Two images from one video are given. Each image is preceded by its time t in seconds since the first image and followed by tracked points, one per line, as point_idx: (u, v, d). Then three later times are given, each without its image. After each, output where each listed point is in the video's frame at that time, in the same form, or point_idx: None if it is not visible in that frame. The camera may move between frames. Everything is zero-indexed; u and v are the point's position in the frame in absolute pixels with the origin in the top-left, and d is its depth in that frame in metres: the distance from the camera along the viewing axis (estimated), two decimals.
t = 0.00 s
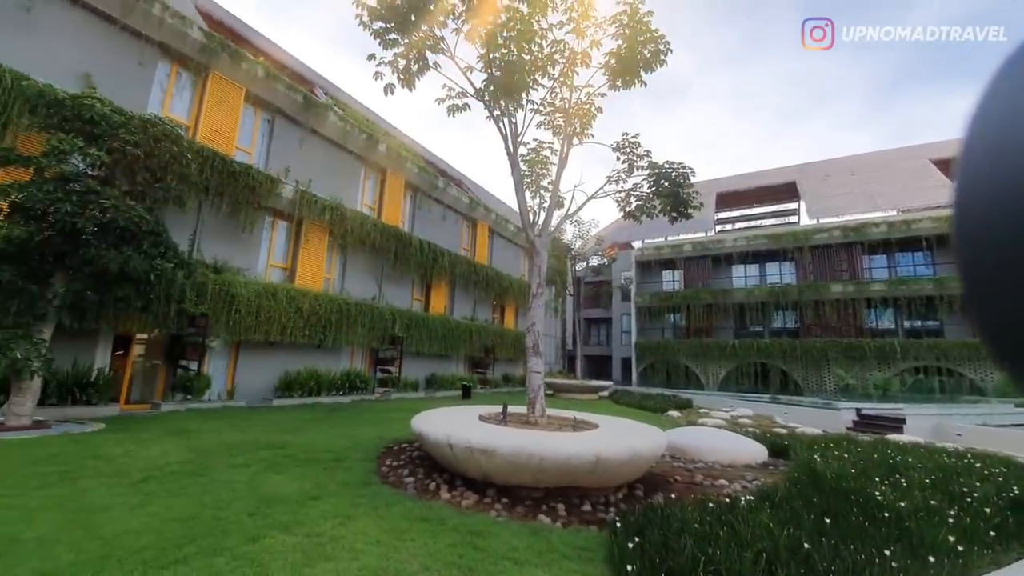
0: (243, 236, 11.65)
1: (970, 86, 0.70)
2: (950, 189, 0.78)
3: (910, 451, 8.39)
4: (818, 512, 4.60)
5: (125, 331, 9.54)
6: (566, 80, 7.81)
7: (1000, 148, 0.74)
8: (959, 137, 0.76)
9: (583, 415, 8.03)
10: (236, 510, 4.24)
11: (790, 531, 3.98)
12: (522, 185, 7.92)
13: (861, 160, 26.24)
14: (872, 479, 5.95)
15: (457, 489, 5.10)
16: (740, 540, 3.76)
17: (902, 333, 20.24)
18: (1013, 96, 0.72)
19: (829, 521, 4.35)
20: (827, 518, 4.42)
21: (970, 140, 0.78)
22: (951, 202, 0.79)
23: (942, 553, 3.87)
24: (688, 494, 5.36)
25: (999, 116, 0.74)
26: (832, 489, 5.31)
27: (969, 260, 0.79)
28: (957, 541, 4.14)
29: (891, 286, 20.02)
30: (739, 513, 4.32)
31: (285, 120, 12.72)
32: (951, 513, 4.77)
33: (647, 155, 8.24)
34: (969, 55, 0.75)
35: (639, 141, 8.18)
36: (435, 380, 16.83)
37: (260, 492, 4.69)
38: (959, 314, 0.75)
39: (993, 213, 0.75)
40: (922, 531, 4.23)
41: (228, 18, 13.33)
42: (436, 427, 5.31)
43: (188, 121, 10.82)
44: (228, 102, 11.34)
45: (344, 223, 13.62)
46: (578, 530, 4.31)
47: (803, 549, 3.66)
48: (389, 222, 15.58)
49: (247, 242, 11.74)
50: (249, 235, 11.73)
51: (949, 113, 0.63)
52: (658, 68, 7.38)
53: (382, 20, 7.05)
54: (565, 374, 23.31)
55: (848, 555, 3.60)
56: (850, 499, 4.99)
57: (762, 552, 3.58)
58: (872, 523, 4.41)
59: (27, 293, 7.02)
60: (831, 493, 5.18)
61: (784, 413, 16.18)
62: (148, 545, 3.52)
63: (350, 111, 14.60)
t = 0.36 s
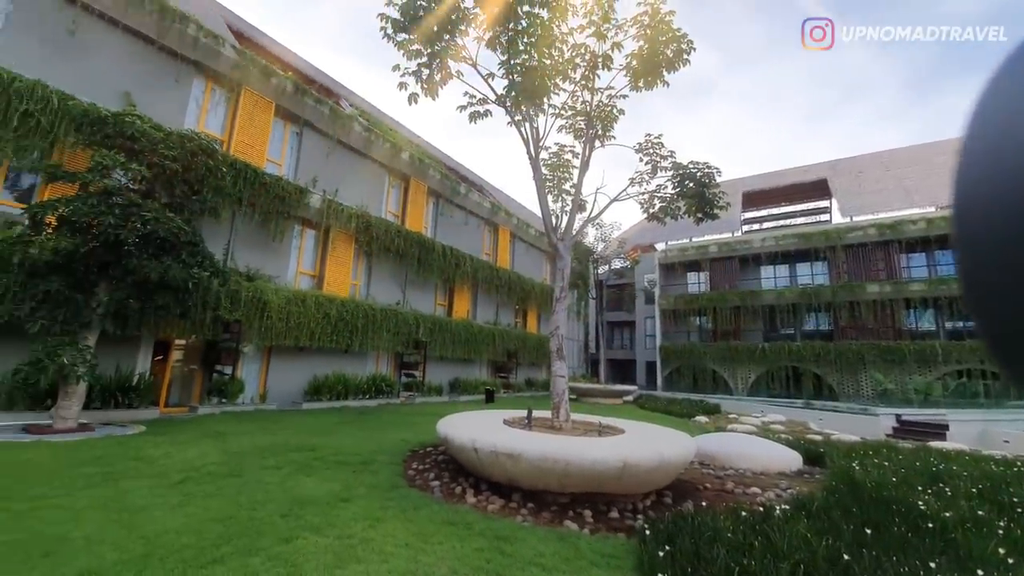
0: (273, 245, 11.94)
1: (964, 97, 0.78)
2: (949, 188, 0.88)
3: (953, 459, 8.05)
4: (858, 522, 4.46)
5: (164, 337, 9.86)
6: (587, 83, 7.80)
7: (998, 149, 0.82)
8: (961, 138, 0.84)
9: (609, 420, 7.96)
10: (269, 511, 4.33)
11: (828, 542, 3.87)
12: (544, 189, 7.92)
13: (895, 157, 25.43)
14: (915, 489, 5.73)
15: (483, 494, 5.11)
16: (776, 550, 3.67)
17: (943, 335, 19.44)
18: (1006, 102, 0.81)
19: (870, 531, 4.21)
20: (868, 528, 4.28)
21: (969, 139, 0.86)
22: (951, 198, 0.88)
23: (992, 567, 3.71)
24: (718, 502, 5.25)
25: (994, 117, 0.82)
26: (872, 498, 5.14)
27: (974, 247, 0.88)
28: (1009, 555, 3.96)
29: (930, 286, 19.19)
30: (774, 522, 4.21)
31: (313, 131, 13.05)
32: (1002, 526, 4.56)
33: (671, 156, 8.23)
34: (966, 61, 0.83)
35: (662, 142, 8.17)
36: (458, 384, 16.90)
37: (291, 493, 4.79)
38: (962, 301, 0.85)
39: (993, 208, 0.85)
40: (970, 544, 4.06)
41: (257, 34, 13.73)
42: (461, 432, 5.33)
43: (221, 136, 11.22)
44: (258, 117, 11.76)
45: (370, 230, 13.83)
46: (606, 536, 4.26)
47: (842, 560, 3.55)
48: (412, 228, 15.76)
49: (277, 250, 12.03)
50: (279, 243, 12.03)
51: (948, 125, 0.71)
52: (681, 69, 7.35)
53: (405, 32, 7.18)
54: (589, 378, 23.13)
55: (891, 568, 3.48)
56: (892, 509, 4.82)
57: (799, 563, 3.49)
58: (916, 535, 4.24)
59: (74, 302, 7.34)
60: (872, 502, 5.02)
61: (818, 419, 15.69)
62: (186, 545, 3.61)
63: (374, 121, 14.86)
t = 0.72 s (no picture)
0: (300, 252, 12.21)
1: (972, 107, 1.03)
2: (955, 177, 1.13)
3: (996, 466, 7.72)
4: (898, 533, 4.32)
5: (198, 343, 10.14)
6: (607, 85, 7.79)
7: (993, 148, 1.08)
8: (965, 137, 1.10)
9: (633, 424, 7.88)
10: (299, 512, 4.41)
11: (866, 553, 3.76)
12: (564, 193, 7.91)
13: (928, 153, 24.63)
14: (959, 498, 5.51)
15: (507, 499, 5.12)
16: (812, 561, 3.58)
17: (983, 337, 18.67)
18: (998, 111, 1.07)
19: (910, 543, 4.07)
20: (908, 539, 4.14)
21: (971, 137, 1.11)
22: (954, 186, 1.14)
23: None
24: (748, 510, 5.14)
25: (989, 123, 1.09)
26: (912, 508, 4.96)
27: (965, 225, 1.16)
28: None
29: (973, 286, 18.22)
30: (809, 532, 4.10)
31: (337, 141, 13.32)
32: None
33: (693, 156, 8.17)
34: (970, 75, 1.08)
35: (685, 143, 8.13)
36: (480, 389, 16.94)
37: (320, 496, 4.87)
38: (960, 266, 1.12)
39: (987, 194, 1.11)
40: (1019, 556, 3.89)
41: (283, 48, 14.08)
42: (485, 436, 5.35)
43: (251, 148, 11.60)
44: (287, 129, 12.09)
45: (392, 236, 14.00)
46: (632, 544, 4.21)
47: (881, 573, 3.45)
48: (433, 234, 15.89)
49: (304, 258, 12.30)
50: (306, 251, 12.29)
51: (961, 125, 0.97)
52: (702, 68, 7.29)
53: (426, 41, 7.28)
54: (612, 383, 22.91)
55: None
56: (935, 519, 4.65)
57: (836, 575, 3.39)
58: (960, 546, 4.08)
59: (114, 310, 7.64)
60: (912, 512, 4.85)
61: (853, 425, 15.20)
62: (221, 545, 3.70)
63: (396, 130, 15.07)
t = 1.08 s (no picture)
0: (324, 260, 12.41)
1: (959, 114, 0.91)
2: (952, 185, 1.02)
3: None
4: (938, 544, 4.17)
5: (228, 348, 10.40)
6: (625, 87, 7.76)
7: (991, 151, 0.96)
8: (959, 140, 0.98)
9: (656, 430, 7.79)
10: (325, 515, 4.47)
11: (904, 566, 3.63)
12: (584, 196, 7.90)
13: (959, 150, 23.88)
14: (1002, 507, 5.30)
15: (529, 504, 5.10)
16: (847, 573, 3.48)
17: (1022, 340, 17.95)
18: (995, 107, 0.95)
19: (951, 554, 3.93)
20: (949, 551, 4.00)
21: (968, 140, 0.99)
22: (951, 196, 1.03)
23: None
24: (778, 520, 5.02)
25: (989, 122, 0.96)
26: (953, 518, 4.79)
27: (969, 241, 1.03)
28: None
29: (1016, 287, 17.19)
30: (845, 542, 3.98)
31: (359, 150, 13.55)
32: None
33: (715, 155, 8.03)
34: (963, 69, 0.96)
35: (705, 142, 8.00)
36: (501, 392, 16.95)
37: (345, 498, 4.93)
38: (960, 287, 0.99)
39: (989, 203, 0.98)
40: None
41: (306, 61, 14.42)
42: (507, 440, 5.35)
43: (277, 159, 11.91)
44: (310, 138, 12.34)
45: (413, 242, 14.15)
46: (657, 551, 4.16)
47: None
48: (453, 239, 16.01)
49: (328, 264, 12.51)
50: (329, 258, 12.49)
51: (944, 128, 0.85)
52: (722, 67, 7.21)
53: (445, 50, 7.39)
54: (634, 387, 22.68)
55: None
56: (978, 530, 4.47)
57: None
58: (1005, 558, 3.92)
59: (149, 317, 7.77)
60: (953, 523, 4.68)
61: (889, 431, 14.70)
62: (252, 545, 3.77)
63: (416, 137, 15.28)
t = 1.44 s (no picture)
0: (345, 266, 12.59)
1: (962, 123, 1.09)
2: (957, 184, 1.18)
3: None
4: (977, 556, 4.02)
5: (253, 353, 10.61)
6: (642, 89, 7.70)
7: (988, 153, 1.13)
8: (965, 145, 1.14)
9: (678, 436, 7.69)
10: (349, 518, 4.51)
11: None
12: (601, 199, 7.87)
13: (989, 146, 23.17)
14: None
15: (551, 509, 5.08)
16: None
17: None
18: (989, 119, 1.12)
19: (991, 566, 3.79)
20: (988, 562, 3.86)
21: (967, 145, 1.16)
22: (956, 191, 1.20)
23: None
24: (807, 529, 4.90)
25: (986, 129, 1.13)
26: (991, 528, 4.61)
27: (970, 228, 1.20)
28: None
29: None
30: (878, 552, 3.87)
31: (379, 158, 13.75)
32: None
33: (736, 156, 7.90)
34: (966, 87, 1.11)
35: (726, 142, 7.87)
36: (519, 397, 16.90)
37: (367, 501, 4.98)
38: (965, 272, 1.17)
39: (984, 197, 1.16)
40: None
41: (327, 73, 14.66)
42: (528, 445, 5.33)
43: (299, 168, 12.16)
44: (330, 146, 12.54)
45: (432, 248, 14.24)
46: (682, 560, 4.10)
47: None
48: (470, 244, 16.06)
49: (348, 270, 12.67)
50: (350, 265, 12.67)
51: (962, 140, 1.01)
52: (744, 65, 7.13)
53: (462, 57, 7.43)
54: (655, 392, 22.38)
55: None
56: (1019, 541, 4.30)
57: None
58: None
59: (179, 323, 8.02)
60: (993, 533, 4.51)
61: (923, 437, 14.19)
62: (278, 547, 3.83)
63: (433, 144, 15.42)
